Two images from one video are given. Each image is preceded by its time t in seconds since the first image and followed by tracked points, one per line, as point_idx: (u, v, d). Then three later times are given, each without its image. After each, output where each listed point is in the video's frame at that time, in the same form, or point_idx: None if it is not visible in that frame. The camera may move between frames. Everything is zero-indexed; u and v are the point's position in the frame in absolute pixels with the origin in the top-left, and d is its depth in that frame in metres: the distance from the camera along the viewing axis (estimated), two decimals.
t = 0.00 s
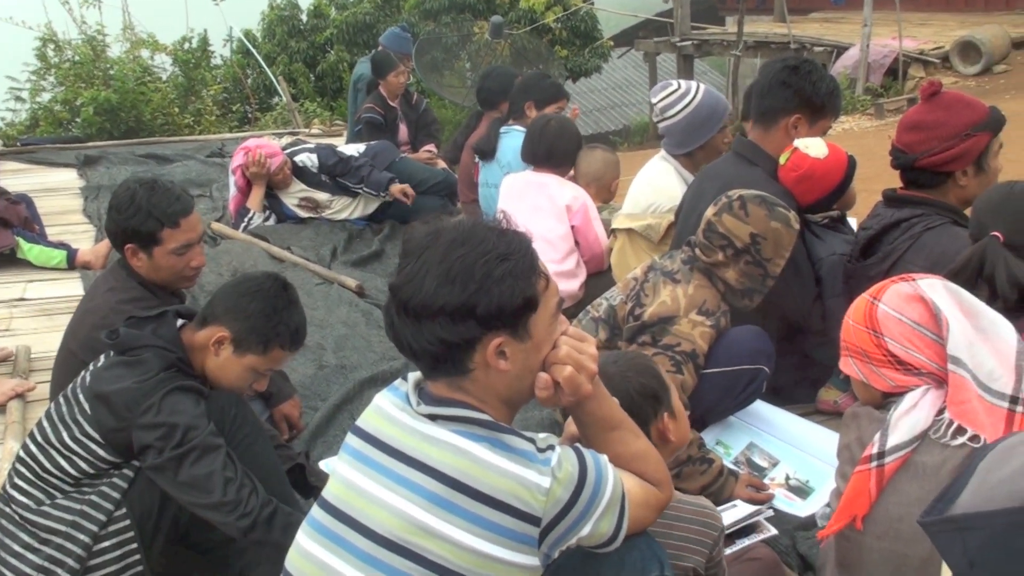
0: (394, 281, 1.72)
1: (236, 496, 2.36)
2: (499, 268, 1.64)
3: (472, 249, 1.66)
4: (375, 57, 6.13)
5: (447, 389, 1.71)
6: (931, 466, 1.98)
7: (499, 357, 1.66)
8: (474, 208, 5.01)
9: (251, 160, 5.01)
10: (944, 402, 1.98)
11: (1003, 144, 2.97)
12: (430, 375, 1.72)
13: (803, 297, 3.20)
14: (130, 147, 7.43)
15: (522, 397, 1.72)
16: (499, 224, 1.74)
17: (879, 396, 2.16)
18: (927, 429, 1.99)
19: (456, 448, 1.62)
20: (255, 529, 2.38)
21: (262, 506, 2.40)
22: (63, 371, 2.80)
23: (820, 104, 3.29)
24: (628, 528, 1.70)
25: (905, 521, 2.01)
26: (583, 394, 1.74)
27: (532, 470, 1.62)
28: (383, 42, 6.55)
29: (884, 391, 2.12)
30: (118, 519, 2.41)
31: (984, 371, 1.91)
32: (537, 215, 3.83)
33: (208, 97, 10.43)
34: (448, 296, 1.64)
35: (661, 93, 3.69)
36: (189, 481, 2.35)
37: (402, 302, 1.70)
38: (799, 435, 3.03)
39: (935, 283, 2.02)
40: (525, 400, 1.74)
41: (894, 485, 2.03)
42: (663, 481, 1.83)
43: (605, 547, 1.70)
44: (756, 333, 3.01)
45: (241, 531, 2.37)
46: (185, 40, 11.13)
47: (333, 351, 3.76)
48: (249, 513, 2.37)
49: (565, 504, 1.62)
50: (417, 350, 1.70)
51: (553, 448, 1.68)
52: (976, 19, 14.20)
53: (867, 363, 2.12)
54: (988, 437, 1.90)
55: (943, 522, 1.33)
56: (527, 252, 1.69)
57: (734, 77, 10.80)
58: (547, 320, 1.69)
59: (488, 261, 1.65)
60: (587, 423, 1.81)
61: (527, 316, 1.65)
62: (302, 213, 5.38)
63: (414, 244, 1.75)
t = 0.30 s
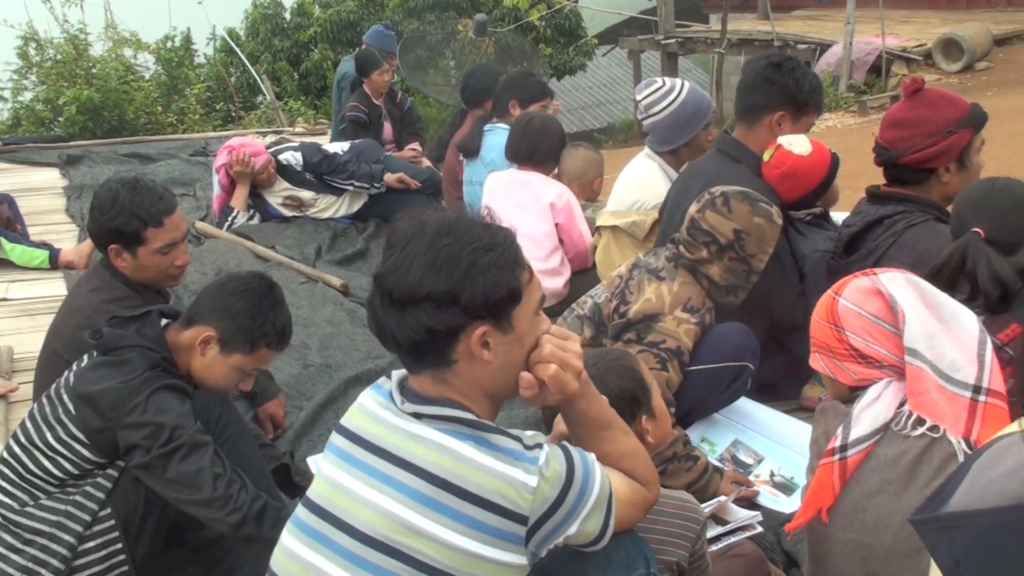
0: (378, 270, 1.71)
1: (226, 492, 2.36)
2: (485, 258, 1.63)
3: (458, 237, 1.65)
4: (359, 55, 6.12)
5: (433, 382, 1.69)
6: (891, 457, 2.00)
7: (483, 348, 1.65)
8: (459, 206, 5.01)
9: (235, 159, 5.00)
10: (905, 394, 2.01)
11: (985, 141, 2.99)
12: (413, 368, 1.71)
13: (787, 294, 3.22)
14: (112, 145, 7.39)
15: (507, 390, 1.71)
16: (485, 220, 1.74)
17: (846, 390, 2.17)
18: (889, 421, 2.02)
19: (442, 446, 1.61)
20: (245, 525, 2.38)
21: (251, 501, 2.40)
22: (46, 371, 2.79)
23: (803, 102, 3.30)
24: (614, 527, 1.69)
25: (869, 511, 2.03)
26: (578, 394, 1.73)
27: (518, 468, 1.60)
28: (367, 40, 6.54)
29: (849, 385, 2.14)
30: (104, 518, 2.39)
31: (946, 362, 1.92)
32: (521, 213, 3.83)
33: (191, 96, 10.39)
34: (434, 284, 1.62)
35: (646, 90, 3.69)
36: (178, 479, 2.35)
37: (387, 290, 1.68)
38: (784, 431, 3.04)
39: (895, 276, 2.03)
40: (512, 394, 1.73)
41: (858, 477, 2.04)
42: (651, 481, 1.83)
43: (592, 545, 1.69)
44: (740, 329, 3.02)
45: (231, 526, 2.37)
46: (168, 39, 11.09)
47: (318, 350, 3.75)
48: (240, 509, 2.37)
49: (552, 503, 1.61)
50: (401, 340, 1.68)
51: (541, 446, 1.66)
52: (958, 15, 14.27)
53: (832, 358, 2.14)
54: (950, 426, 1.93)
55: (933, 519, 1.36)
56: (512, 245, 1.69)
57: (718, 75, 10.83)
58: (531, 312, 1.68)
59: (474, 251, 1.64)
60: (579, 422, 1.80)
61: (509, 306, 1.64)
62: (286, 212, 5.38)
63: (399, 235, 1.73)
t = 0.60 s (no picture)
0: (385, 234, 1.80)
1: (210, 491, 2.36)
2: (486, 236, 1.74)
3: (464, 215, 1.78)
4: (342, 53, 6.12)
5: (416, 355, 1.70)
6: (850, 442, 2.05)
7: (473, 320, 1.68)
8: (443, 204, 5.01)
9: (218, 158, 4.98)
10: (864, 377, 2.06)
11: (965, 137, 3.01)
12: (398, 339, 1.73)
13: (769, 289, 3.25)
14: (94, 146, 7.36)
15: (484, 379, 1.70)
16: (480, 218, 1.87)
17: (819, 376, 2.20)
18: (849, 405, 2.06)
19: (419, 446, 1.60)
20: (229, 524, 2.37)
21: (235, 501, 2.39)
22: (28, 374, 2.77)
23: (784, 98, 3.31)
24: (594, 525, 1.69)
25: (832, 495, 2.08)
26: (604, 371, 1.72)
27: (497, 467, 1.60)
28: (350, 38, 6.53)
29: (816, 371, 2.19)
30: (88, 519, 2.38)
31: (905, 348, 1.97)
32: (505, 211, 3.84)
33: (173, 95, 10.36)
34: (437, 242, 1.71)
35: (624, 88, 3.72)
36: (162, 478, 2.33)
37: (390, 246, 1.76)
38: (767, 428, 3.05)
39: (861, 264, 2.08)
40: (490, 393, 1.74)
41: (820, 461, 2.09)
42: (635, 481, 1.84)
43: (572, 544, 1.69)
44: (725, 326, 3.03)
45: (215, 526, 2.36)
46: (150, 38, 11.05)
47: (302, 350, 3.75)
48: (224, 508, 2.36)
49: (530, 501, 1.60)
50: (395, 297, 1.71)
51: (521, 444, 1.66)
52: (938, 11, 14.36)
53: (800, 343, 2.20)
54: (907, 409, 1.98)
55: (920, 513, 1.41)
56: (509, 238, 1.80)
57: (700, 72, 10.86)
58: (515, 304, 1.75)
59: (478, 228, 1.75)
60: (580, 423, 1.78)
61: (501, 286, 1.72)
62: (270, 211, 5.36)
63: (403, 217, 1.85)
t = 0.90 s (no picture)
0: (367, 235, 1.82)
1: (195, 492, 2.36)
2: (467, 232, 1.78)
3: (445, 214, 1.82)
4: (325, 54, 6.11)
5: (397, 351, 1.71)
6: (842, 434, 2.06)
7: (453, 316, 1.69)
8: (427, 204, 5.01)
9: (201, 159, 4.98)
10: (853, 370, 2.07)
11: (944, 135, 3.03)
12: (380, 337, 1.73)
13: (750, 290, 3.25)
14: (75, 147, 7.32)
15: (464, 375, 1.70)
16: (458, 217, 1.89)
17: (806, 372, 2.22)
18: (840, 398, 2.08)
19: (397, 446, 1.60)
20: (214, 525, 2.37)
21: (220, 501, 2.39)
22: (8, 377, 2.76)
23: (765, 97, 3.33)
24: (575, 522, 1.70)
25: (823, 487, 2.10)
26: (586, 364, 1.73)
27: (475, 465, 1.60)
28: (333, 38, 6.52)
29: (806, 365, 2.19)
30: (71, 522, 2.37)
31: (893, 339, 1.98)
32: (488, 210, 3.85)
33: (156, 96, 10.32)
34: (417, 239, 1.74)
35: (603, 88, 3.74)
36: (146, 480, 2.33)
37: (371, 244, 1.78)
38: (751, 425, 3.06)
39: (847, 258, 2.09)
40: (472, 393, 1.74)
41: (813, 453, 2.11)
42: (619, 479, 1.84)
43: (553, 541, 1.69)
44: (708, 324, 3.03)
45: (200, 527, 2.36)
46: (132, 39, 11.00)
47: (286, 350, 3.75)
48: (209, 509, 2.36)
49: (509, 499, 1.61)
50: (376, 292, 1.73)
51: (500, 442, 1.66)
52: (918, 10, 14.46)
53: (788, 337, 2.20)
54: (895, 400, 1.99)
55: (895, 483, 1.38)
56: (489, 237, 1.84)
57: (683, 71, 10.89)
58: (497, 304, 1.75)
59: (458, 225, 1.80)
60: (563, 421, 1.78)
61: (482, 284, 1.73)
62: (254, 211, 5.36)
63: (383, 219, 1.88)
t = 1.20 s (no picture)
0: (353, 236, 1.83)
1: (176, 498, 2.34)
2: (453, 234, 1.78)
3: (429, 216, 1.82)
4: (307, 55, 6.10)
5: (382, 351, 1.71)
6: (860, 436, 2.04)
7: (439, 316, 1.69)
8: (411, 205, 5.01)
9: (184, 162, 4.97)
10: (870, 374, 2.06)
11: (924, 134, 3.05)
12: (367, 337, 1.73)
13: (733, 287, 3.25)
14: (56, 149, 7.29)
15: (449, 374, 1.70)
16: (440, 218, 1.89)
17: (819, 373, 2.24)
18: (857, 402, 2.06)
19: (383, 446, 1.60)
20: (197, 531, 2.35)
21: (202, 507, 2.37)
22: None
23: (747, 97, 3.35)
24: (562, 522, 1.70)
25: (838, 488, 2.09)
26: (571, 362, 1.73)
27: (462, 465, 1.60)
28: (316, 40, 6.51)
29: (821, 369, 2.21)
30: (54, 526, 2.36)
31: (908, 341, 1.98)
32: (473, 212, 3.86)
33: (138, 98, 10.28)
34: (402, 240, 1.74)
35: (585, 89, 3.75)
36: (129, 486, 2.33)
37: (357, 245, 1.79)
38: (735, 425, 3.07)
39: (856, 260, 2.10)
40: (458, 396, 1.74)
41: (829, 455, 2.09)
42: (604, 479, 1.84)
43: (540, 540, 1.70)
44: (691, 323, 3.04)
45: (182, 533, 2.35)
46: (113, 41, 10.96)
47: (269, 353, 3.74)
48: (190, 515, 2.34)
49: (496, 498, 1.61)
50: (361, 291, 1.73)
51: (486, 442, 1.66)
52: (899, 10, 14.55)
53: (802, 343, 2.23)
54: (913, 402, 1.98)
55: (875, 481, 1.37)
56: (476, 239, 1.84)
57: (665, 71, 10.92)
58: (483, 305, 1.76)
59: (444, 227, 1.80)
60: (546, 421, 1.79)
61: (467, 286, 1.74)
62: (237, 212, 5.36)
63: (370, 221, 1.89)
